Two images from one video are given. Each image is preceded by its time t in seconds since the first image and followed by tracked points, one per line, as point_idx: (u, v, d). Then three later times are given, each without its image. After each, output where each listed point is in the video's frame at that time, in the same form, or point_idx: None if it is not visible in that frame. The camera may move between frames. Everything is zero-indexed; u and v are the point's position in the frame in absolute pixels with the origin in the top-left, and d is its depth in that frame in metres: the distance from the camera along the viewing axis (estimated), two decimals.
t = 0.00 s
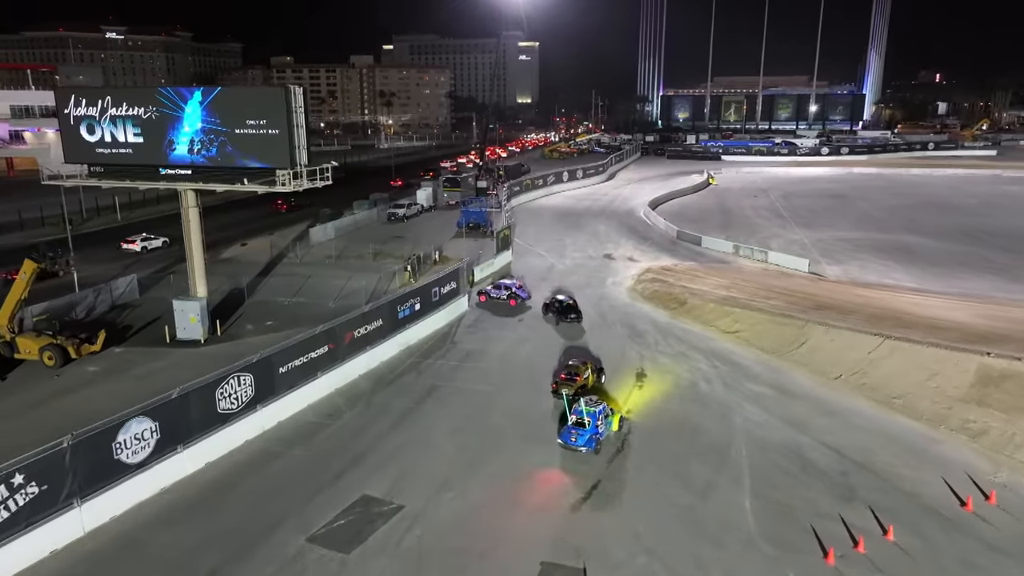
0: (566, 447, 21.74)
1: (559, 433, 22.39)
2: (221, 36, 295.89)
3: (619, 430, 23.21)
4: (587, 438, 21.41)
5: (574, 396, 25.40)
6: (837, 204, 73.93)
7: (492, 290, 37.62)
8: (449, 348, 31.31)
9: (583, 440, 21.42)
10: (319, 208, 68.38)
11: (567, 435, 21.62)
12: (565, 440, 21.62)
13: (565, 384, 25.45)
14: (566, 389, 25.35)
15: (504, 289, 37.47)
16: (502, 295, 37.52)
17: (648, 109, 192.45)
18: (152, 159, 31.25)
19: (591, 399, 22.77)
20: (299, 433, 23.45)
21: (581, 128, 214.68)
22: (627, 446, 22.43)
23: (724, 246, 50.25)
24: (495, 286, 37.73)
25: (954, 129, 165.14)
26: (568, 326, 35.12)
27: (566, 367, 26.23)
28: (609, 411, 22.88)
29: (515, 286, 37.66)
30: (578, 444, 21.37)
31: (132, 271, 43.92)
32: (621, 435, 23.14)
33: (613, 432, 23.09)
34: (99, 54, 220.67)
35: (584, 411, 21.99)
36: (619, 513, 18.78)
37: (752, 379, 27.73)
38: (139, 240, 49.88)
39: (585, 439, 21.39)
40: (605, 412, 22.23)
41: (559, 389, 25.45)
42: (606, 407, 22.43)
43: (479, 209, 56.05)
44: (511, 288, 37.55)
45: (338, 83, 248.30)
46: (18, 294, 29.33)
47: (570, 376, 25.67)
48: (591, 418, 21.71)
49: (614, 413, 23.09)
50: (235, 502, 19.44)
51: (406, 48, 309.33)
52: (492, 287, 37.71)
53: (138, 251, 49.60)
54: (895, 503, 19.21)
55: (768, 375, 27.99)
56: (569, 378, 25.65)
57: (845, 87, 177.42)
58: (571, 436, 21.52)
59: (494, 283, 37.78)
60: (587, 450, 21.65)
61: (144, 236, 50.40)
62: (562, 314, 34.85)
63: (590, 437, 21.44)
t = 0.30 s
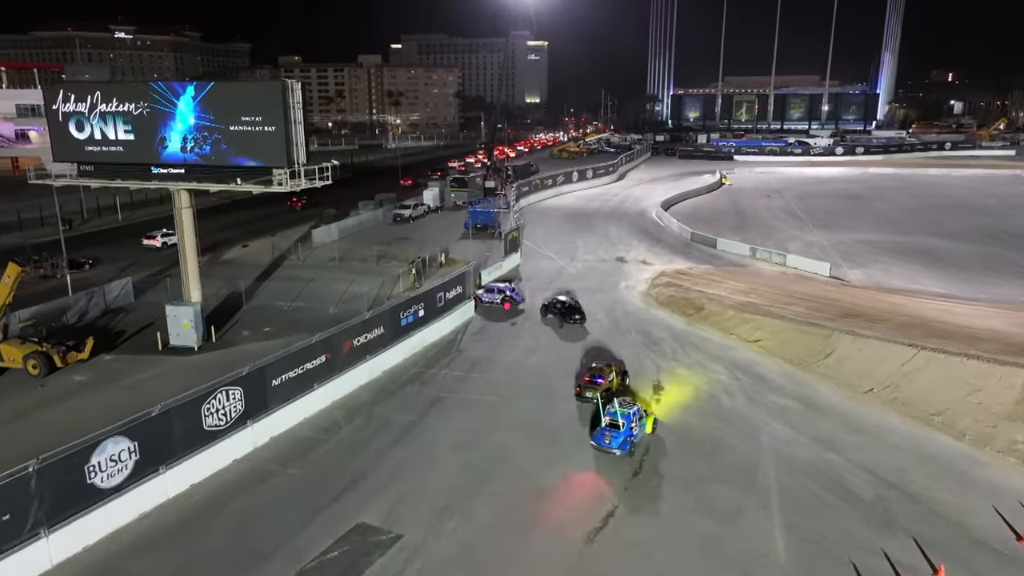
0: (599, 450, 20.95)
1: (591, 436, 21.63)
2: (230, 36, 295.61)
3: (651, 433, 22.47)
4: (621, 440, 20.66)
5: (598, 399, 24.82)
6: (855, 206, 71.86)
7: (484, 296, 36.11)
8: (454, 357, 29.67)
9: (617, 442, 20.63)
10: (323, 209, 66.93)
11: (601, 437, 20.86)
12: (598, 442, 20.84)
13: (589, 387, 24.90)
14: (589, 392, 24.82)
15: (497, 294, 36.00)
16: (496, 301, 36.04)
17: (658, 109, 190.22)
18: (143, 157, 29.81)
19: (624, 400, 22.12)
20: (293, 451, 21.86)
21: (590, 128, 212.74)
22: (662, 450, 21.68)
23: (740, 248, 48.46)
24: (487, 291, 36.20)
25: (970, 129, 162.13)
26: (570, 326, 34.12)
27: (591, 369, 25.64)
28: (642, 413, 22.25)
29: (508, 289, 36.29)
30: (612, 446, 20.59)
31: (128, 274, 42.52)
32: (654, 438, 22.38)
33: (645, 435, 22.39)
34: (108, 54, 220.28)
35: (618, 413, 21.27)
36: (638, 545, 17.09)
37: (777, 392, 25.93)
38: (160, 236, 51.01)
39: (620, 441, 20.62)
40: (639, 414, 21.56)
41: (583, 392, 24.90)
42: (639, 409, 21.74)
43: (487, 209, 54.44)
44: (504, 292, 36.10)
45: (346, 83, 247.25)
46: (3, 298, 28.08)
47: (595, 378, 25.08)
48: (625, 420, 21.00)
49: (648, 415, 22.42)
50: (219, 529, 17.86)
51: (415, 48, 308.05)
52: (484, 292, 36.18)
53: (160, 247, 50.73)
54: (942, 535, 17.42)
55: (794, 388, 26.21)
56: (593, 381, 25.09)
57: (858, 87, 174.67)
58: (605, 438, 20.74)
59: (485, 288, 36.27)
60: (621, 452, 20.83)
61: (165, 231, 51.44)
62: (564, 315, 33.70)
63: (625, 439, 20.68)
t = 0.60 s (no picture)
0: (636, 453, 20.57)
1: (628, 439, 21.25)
2: (241, 35, 295.10)
3: (689, 436, 22.01)
4: (659, 443, 20.24)
5: (627, 403, 24.15)
6: (876, 207, 69.76)
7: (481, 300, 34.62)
8: (462, 367, 28.10)
9: (655, 445, 20.21)
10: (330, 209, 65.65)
11: (638, 440, 20.48)
12: (636, 445, 20.43)
13: (618, 391, 24.21)
14: (618, 396, 24.10)
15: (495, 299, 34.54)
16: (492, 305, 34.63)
17: (671, 109, 187.89)
18: (137, 155, 28.43)
19: (661, 403, 21.71)
20: (287, 470, 20.38)
21: (602, 127, 210.61)
22: (701, 453, 21.19)
23: (760, 251, 46.71)
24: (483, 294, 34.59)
25: (990, 129, 158.87)
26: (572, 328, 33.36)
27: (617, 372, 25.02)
28: (680, 416, 21.77)
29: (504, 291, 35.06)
30: (650, 449, 20.18)
31: (126, 277, 41.25)
32: (693, 441, 21.91)
33: (684, 438, 21.95)
34: (120, 54, 220.34)
35: (656, 415, 20.86)
36: None
37: (807, 408, 24.20)
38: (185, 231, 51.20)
39: (658, 444, 20.20)
40: (678, 417, 21.11)
41: (610, 395, 24.19)
42: (677, 412, 21.32)
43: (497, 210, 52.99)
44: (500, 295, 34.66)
45: (357, 83, 246.46)
46: None
47: (622, 381, 24.41)
48: (663, 423, 20.59)
49: (686, 418, 21.94)
50: (203, 561, 16.40)
51: (426, 48, 306.87)
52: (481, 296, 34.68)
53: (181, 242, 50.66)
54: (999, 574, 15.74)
55: (825, 404, 24.48)
56: (621, 385, 24.39)
57: (875, 86, 171.74)
58: (643, 440, 20.35)
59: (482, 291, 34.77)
60: (659, 456, 20.40)
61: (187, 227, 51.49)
62: (569, 317, 32.89)
63: (663, 442, 20.27)
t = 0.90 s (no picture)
0: (675, 454, 20.35)
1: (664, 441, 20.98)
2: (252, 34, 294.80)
3: (727, 437, 21.64)
4: (698, 445, 19.97)
5: (655, 407, 23.45)
6: (898, 208, 67.68)
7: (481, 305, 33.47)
8: (469, 377, 26.62)
9: (694, 448, 19.95)
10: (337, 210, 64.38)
11: (676, 441, 20.24)
12: (674, 447, 20.20)
13: (646, 394, 23.45)
14: (645, 400, 23.36)
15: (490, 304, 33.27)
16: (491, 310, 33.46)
17: (684, 109, 185.50)
18: (130, 153, 27.14)
19: (698, 404, 21.37)
20: (280, 490, 18.99)
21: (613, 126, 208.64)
22: (741, 454, 20.74)
23: (780, 254, 45.00)
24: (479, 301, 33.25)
25: (1010, 129, 155.50)
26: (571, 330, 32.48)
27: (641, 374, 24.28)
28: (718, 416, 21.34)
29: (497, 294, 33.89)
30: (688, 451, 19.94)
31: (125, 279, 40.07)
32: (733, 442, 21.50)
33: (722, 440, 21.42)
34: (131, 54, 220.35)
35: (694, 417, 20.56)
36: None
37: (838, 425, 22.55)
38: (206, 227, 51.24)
39: (697, 446, 19.93)
40: (716, 418, 20.76)
41: (637, 399, 23.46)
42: (717, 414, 20.95)
43: (507, 210, 51.58)
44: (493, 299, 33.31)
45: (367, 82, 245.45)
46: None
47: (649, 384, 23.64)
48: (703, 425, 20.27)
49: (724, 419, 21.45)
50: None
51: (436, 47, 305.57)
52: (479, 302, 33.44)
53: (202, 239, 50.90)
54: None
55: (857, 420, 22.86)
56: (647, 388, 23.62)
57: (892, 85, 168.76)
58: (681, 442, 20.11)
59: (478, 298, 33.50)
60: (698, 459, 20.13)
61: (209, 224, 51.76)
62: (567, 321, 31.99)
63: (702, 444, 19.98)
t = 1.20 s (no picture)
0: (713, 457, 19.59)
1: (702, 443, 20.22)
2: (264, 34, 294.78)
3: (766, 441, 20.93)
4: (739, 447, 19.23)
5: (684, 411, 22.40)
6: (921, 209, 65.62)
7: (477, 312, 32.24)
8: (476, 388, 25.22)
9: (735, 450, 19.20)
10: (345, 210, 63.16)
11: (715, 443, 19.50)
12: (714, 449, 19.43)
13: (674, 397, 22.40)
14: (673, 403, 22.30)
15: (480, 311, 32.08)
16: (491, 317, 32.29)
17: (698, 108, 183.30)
18: (123, 151, 25.93)
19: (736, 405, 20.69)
20: (270, 514, 17.59)
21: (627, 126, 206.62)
22: (777, 463, 19.69)
23: (802, 257, 43.30)
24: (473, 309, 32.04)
25: None
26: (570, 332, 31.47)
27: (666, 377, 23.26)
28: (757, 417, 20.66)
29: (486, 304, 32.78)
30: (729, 453, 19.16)
31: (125, 281, 38.96)
32: (771, 444, 20.75)
33: (760, 441, 20.80)
34: (144, 54, 220.60)
35: (734, 418, 19.86)
36: None
37: (872, 443, 20.95)
38: (229, 223, 52.21)
39: (737, 448, 19.20)
40: (756, 420, 20.08)
41: (665, 403, 22.38)
42: (757, 416, 20.27)
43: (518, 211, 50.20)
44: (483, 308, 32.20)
45: (379, 81, 244.70)
46: None
47: (676, 388, 22.62)
48: (743, 426, 19.60)
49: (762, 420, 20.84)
50: None
51: (449, 47, 304.57)
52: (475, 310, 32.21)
53: (225, 234, 52.19)
54: None
55: (892, 438, 21.21)
56: (674, 392, 22.56)
57: (910, 84, 165.76)
58: (721, 445, 19.36)
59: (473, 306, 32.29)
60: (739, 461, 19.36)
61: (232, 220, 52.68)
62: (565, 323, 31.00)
63: (743, 446, 19.25)
